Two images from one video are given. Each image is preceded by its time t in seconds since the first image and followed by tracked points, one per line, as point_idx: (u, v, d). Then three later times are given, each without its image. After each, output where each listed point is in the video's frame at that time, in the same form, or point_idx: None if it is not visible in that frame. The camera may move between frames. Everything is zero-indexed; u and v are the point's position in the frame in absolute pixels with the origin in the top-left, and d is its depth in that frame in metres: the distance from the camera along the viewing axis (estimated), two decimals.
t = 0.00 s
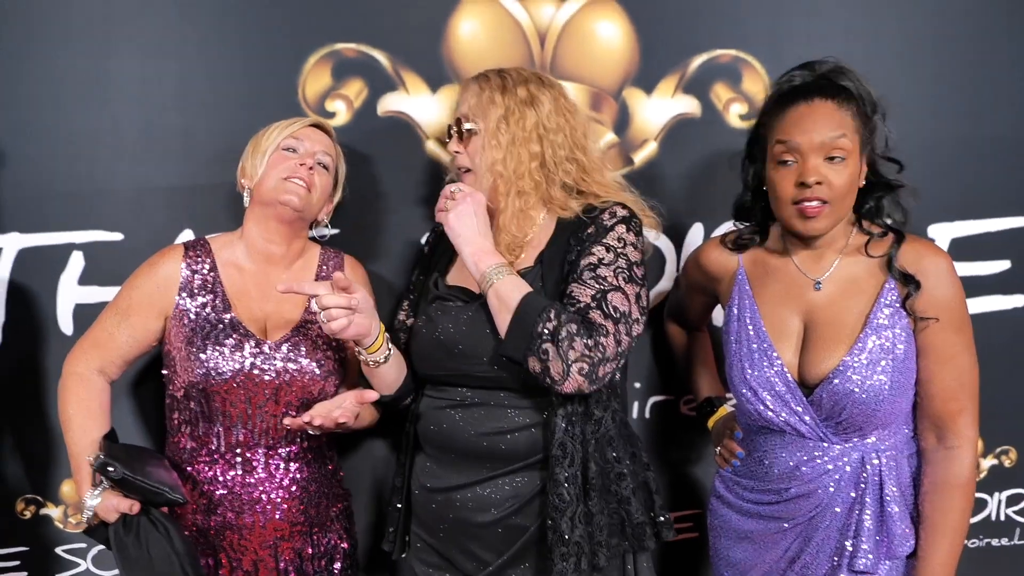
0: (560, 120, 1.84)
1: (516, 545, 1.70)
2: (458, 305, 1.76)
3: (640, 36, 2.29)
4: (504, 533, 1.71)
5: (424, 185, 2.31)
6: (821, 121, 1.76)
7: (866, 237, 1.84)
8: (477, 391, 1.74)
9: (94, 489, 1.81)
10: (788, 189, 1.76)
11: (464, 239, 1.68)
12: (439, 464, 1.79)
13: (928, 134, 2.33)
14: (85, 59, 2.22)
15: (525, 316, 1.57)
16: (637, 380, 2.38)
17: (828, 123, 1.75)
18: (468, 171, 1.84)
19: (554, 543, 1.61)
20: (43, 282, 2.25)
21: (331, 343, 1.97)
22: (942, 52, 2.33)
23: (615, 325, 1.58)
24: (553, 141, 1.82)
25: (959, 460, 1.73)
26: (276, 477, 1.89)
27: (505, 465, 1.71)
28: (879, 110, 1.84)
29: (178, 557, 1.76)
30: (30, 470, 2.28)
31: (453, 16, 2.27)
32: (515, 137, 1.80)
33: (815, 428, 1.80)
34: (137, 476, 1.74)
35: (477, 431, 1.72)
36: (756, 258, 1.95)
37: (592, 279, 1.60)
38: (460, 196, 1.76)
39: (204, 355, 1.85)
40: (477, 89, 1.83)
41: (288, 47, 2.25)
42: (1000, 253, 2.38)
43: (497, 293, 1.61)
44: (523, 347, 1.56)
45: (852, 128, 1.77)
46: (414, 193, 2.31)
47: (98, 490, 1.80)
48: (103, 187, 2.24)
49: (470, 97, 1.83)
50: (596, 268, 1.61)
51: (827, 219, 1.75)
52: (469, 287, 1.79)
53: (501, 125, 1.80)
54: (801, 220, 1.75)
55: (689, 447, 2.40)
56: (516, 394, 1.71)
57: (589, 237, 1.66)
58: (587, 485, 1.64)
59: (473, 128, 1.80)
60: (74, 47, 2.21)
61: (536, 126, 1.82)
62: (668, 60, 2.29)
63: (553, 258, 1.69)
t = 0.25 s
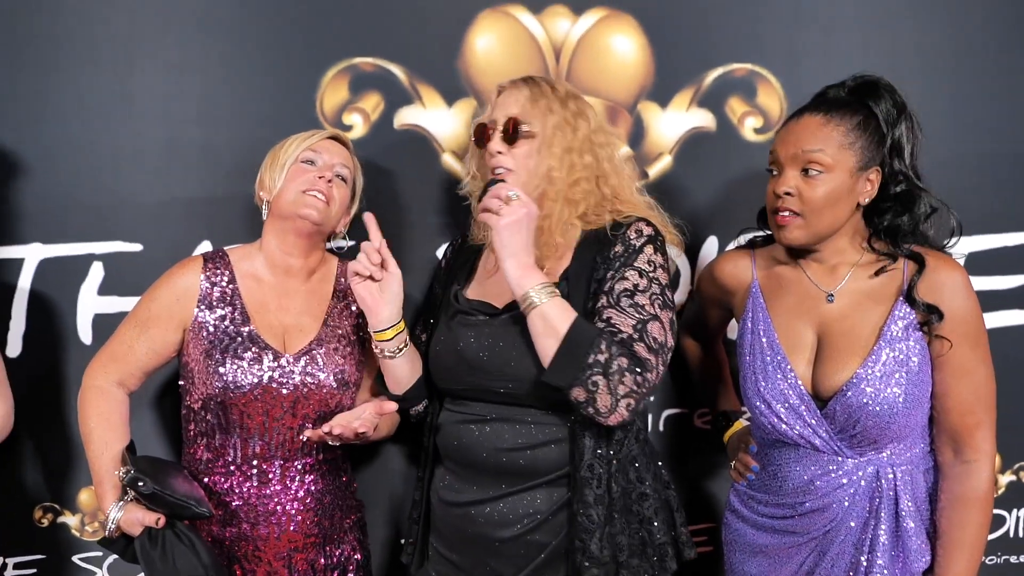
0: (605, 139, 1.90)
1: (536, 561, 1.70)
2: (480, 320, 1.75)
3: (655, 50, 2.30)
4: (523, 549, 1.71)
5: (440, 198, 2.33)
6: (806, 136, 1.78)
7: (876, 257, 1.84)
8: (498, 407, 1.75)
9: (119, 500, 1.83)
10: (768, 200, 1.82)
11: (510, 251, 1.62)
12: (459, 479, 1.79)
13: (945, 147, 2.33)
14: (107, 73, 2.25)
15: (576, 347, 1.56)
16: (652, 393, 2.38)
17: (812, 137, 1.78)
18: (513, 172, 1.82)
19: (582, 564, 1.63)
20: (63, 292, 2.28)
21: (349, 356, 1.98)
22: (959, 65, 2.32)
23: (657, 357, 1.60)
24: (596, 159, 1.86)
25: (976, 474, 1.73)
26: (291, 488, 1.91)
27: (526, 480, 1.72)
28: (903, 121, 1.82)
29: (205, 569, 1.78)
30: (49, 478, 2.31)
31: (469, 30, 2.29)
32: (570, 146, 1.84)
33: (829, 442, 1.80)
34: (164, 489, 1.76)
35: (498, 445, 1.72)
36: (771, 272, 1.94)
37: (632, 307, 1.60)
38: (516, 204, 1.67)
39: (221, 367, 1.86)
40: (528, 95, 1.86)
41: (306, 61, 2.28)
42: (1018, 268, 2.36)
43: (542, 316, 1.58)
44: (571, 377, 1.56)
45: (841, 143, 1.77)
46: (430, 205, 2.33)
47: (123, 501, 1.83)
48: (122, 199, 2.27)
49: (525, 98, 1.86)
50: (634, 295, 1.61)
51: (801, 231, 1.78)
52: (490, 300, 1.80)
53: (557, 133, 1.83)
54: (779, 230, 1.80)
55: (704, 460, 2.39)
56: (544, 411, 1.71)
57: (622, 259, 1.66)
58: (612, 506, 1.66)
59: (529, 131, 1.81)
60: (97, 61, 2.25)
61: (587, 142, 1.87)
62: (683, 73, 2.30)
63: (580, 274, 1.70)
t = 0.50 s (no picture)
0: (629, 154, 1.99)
1: (559, 564, 1.72)
2: (498, 324, 1.80)
3: (663, 54, 2.32)
4: (546, 552, 1.73)
5: (449, 201, 2.35)
6: (809, 140, 1.80)
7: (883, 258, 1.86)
8: (519, 410, 1.78)
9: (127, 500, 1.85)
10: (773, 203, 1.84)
11: (550, 244, 1.67)
12: (476, 483, 1.81)
13: (951, 151, 2.35)
14: (118, 77, 2.27)
15: (615, 343, 1.60)
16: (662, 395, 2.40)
17: (816, 142, 1.79)
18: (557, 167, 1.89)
19: (612, 564, 1.67)
20: (74, 295, 2.30)
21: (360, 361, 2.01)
22: (965, 70, 2.34)
23: (685, 358, 1.66)
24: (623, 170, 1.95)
25: (981, 476, 1.75)
26: (299, 493, 1.92)
27: (551, 482, 1.74)
28: (913, 123, 1.83)
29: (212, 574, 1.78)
30: (61, 479, 2.33)
31: (478, 35, 2.31)
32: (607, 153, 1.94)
33: (835, 443, 1.81)
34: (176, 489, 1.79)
35: (520, 449, 1.74)
36: (779, 275, 1.96)
37: (658, 309, 1.66)
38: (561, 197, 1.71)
39: (232, 370, 1.88)
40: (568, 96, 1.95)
41: (316, 66, 2.29)
42: None
43: (579, 313, 1.63)
44: (607, 375, 1.60)
45: (845, 147, 1.78)
46: (439, 209, 2.35)
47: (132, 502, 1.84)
48: (134, 203, 2.29)
49: (568, 98, 1.94)
50: (658, 296, 1.67)
51: (805, 234, 1.79)
52: (507, 303, 1.83)
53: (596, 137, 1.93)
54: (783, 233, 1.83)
55: (714, 462, 2.41)
56: (567, 413, 1.75)
57: (643, 263, 1.73)
58: (635, 506, 1.70)
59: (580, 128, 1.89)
60: (108, 65, 2.27)
61: (617, 151, 1.97)
62: (690, 77, 2.32)
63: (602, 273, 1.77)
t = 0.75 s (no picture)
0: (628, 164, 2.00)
1: (565, 567, 1.73)
2: (500, 328, 1.81)
3: (658, 58, 2.32)
4: (553, 556, 1.73)
5: (446, 205, 2.35)
6: (797, 148, 1.81)
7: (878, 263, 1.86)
8: (520, 415, 1.78)
9: (118, 503, 1.82)
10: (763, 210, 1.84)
11: (564, 254, 1.67)
12: (477, 487, 1.81)
13: (945, 155, 2.36)
14: (113, 81, 2.27)
15: (629, 351, 1.61)
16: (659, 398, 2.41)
17: (803, 149, 1.80)
18: (564, 172, 1.90)
19: (626, 568, 1.67)
20: (70, 299, 2.30)
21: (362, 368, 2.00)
22: (959, 73, 2.35)
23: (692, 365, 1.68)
24: (624, 179, 1.96)
25: (975, 479, 1.76)
26: (293, 497, 1.91)
27: (557, 484, 1.74)
28: (904, 127, 1.84)
29: None
30: (57, 484, 2.32)
31: (473, 39, 2.31)
32: (610, 161, 1.95)
33: (829, 447, 1.82)
34: (169, 493, 1.78)
35: (524, 452, 1.75)
36: (773, 281, 1.97)
37: (665, 317, 1.68)
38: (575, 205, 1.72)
39: (229, 373, 1.88)
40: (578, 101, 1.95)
41: (312, 70, 2.30)
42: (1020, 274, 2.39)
43: (593, 322, 1.63)
44: (621, 383, 1.61)
45: (832, 154, 1.78)
46: (436, 213, 2.35)
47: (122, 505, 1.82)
48: (130, 207, 2.29)
49: (577, 103, 1.94)
50: (665, 305, 1.70)
51: (793, 241, 1.80)
52: (508, 308, 1.84)
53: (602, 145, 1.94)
54: (773, 240, 1.83)
55: (709, 463, 2.42)
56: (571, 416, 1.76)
57: (648, 269, 1.76)
58: (642, 511, 1.71)
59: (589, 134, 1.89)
60: (103, 69, 2.27)
61: (619, 162, 1.97)
62: (685, 81, 2.33)
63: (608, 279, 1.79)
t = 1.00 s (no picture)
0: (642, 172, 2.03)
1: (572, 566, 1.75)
2: (512, 326, 1.79)
3: (655, 56, 2.32)
4: (561, 555, 1.75)
5: (444, 207, 2.35)
6: (795, 145, 1.79)
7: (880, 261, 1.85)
8: (522, 415, 1.78)
9: (129, 501, 1.85)
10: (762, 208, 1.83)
11: (602, 264, 1.66)
12: (479, 488, 1.81)
13: (945, 150, 2.34)
14: (110, 86, 2.27)
15: (665, 365, 1.64)
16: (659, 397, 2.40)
17: (802, 147, 1.79)
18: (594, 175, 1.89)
19: (639, 568, 1.68)
20: (70, 304, 2.30)
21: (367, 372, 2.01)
22: (958, 68, 2.34)
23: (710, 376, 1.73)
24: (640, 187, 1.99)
25: (977, 475, 1.76)
26: (297, 499, 1.92)
27: (562, 483, 1.76)
28: (903, 122, 1.83)
29: None
30: (61, 488, 2.33)
31: (469, 40, 2.31)
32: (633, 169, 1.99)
33: (831, 445, 1.81)
34: (181, 491, 1.78)
35: (530, 454, 1.75)
36: (772, 278, 1.96)
37: (687, 329, 1.72)
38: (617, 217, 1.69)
39: (234, 376, 1.88)
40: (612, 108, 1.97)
41: (308, 73, 2.29)
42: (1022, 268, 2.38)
43: (628, 335, 1.63)
44: (656, 396, 1.62)
45: (831, 152, 1.77)
46: (434, 214, 2.35)
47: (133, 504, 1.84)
48: (129, 212, 2.29)
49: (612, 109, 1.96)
50: (686, 317, 1.74)
51: (792, 239, 1.79)
52: (515, 307, 1.84)
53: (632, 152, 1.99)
54: (772, 238, 1.82)
55: (711, 461, 2.41)
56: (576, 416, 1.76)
57: (663, 277, 1.78)
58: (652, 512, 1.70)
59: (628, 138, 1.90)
60: (100, 74, 2.27)
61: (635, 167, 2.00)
62: (683, 79, 2.32)
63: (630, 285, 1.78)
